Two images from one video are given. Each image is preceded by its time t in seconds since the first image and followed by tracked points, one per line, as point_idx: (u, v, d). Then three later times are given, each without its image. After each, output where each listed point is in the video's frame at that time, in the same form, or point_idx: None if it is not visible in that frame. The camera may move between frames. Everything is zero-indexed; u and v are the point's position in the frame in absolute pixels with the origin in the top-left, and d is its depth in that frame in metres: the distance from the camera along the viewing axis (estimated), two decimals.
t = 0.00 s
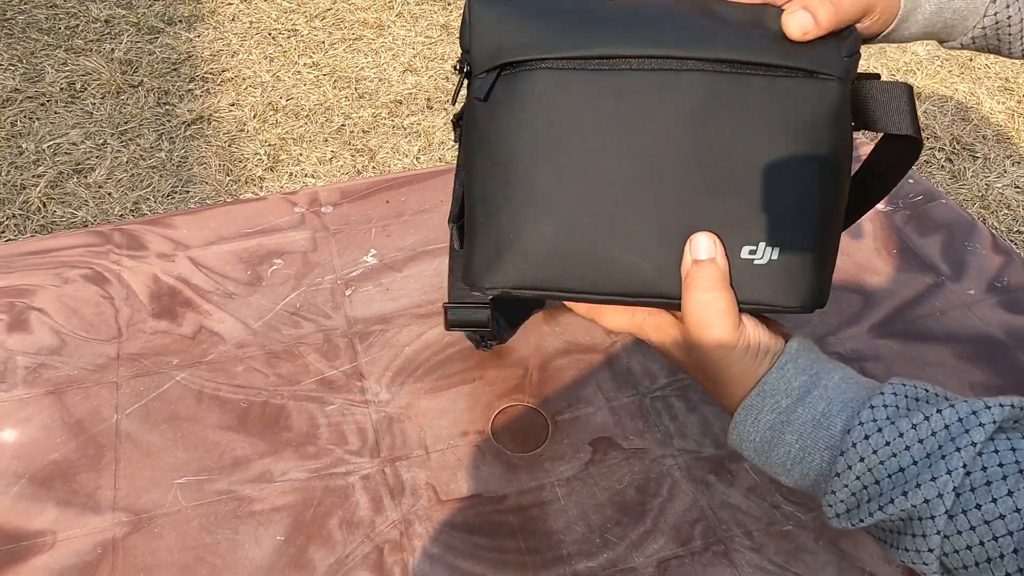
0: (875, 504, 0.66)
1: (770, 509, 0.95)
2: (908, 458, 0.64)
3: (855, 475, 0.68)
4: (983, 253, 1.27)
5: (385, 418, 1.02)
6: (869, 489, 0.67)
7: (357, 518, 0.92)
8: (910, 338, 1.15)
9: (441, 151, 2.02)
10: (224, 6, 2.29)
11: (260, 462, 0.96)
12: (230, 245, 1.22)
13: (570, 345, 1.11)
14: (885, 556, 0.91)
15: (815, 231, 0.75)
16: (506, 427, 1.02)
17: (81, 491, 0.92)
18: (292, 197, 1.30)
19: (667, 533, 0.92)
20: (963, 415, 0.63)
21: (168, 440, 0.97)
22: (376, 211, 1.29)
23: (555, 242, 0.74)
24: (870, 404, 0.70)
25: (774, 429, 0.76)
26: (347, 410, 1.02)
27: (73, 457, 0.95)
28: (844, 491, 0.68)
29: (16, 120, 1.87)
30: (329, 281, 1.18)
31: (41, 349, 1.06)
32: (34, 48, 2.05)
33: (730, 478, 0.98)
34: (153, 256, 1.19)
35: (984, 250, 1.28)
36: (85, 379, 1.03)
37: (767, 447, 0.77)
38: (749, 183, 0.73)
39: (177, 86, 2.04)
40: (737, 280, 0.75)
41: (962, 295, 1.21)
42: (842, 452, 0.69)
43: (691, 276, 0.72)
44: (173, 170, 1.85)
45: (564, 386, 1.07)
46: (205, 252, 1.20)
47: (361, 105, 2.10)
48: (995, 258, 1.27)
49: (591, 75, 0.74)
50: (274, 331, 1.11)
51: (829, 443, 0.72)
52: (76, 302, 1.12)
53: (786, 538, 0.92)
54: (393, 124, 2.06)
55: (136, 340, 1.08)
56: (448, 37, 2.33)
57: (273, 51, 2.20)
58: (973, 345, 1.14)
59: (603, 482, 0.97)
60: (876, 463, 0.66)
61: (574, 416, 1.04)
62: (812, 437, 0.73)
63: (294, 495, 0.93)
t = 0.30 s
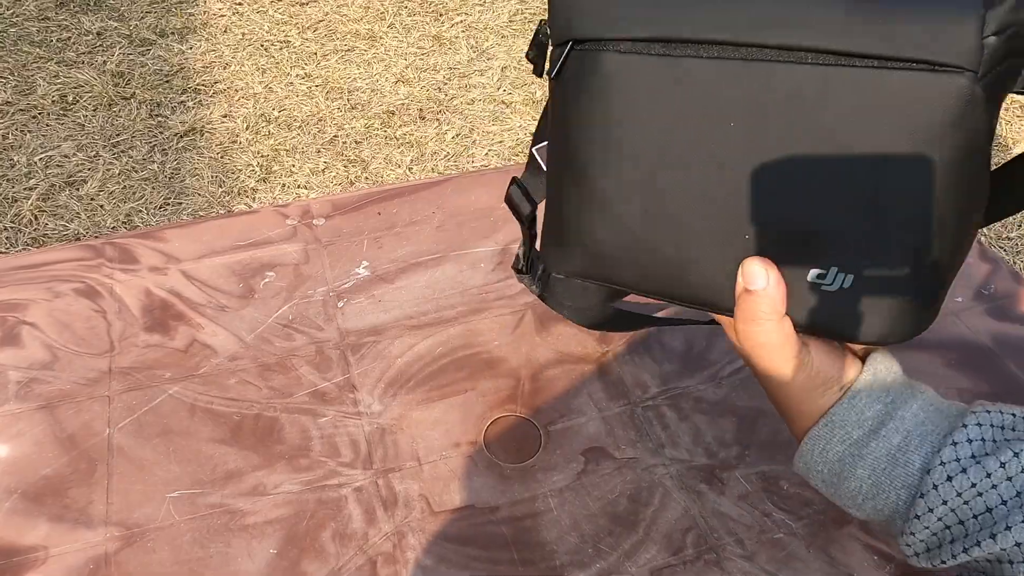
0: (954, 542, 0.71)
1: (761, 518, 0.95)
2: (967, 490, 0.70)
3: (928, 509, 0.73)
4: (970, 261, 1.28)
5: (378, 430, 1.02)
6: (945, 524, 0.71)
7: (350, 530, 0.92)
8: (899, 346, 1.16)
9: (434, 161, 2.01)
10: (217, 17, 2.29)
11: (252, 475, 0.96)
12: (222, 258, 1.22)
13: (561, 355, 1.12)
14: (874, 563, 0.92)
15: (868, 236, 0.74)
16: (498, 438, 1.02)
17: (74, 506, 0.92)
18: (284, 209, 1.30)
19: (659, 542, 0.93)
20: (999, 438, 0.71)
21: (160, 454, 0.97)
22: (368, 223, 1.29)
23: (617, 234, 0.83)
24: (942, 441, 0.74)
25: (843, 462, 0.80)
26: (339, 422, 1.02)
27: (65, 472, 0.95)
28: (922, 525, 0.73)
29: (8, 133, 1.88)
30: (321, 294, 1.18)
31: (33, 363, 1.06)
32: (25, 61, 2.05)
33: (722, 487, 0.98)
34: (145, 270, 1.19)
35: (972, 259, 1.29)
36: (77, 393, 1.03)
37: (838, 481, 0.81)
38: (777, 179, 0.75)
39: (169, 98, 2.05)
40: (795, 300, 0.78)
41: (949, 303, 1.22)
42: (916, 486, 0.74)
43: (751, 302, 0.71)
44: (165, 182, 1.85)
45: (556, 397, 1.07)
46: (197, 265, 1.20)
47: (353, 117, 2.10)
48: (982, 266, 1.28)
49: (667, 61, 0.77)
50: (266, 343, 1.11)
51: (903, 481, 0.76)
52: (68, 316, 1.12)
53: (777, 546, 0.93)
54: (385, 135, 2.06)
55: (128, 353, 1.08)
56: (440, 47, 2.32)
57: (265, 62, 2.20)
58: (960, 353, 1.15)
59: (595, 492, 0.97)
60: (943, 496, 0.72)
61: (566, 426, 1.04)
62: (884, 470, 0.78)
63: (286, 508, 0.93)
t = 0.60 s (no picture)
0: (897, 551, 0.61)
1: (715, 524, 1.01)
2: (938, 506, 0.58)
3: (892, 525, 0.61)
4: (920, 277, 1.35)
5: (352, 444, 1.07)
6: (891, 536, 0.61)
7: (325, 540, 0.97)
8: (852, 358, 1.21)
9: (417, 177, 2.02)
10: (203, 36, 2.33)
11: (231, 488, 1.01)
12: (204, 279, 1.26)
13: (529, 370, 1.17)
14: (821, 565, 0.97)
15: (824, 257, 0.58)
16: (467, 451, 1.07)
17: (60, 520, 0.97)
18: (264, 231, 1.35)
19: (618, 548, 0.98)
20: (1001, 461, 0.57)
21: (143, 470, 1.02)
22: (345, 245, 1.34)
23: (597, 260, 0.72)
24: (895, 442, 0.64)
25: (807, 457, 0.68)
26: (315, 437, 1.07)
27: (51, 488, 1.00)
28: (865, 533, 0.63)
29: None
30: (299, 313, 1.23)
31: (20, 383, 1.11)
32: (14, 80, 2.10)
33: (678, 495, 1.04)
34: (129, 291, 1.23)
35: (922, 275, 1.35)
36: (64, 412, 1.08)
37: (788, 485, 0.69)
38: (769, 195, 0.55)
39: (156, 116, 2.09)
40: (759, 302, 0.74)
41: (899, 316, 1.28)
42: (865, 489, 0.64)
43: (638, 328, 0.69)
44: (152, 200, 1.89)
45: (522, 410, 1.12)
46: (180, 285, 1.25)
47: (339, 133, 2.12)
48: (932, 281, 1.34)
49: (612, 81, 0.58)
50: (246, 362, 1.16)
51: (852, 486, 0.65)
52: (54, 338, 1.16)
53: (730, 550, 0.98)
54: (370, 150, 2.08)
55: (113, 373, 1.13)
56: (424, 64, 2.34)
57: (252, 80, 2.23)
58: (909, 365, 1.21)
59: (558, 501, 1.02)
60: (901, 509, 0.60)
61: (532, 438, 1.09)
62: (846, 474, 0.66)
63: (263, 519, 0.98)
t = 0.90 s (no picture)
0: (835, 447, 0.63)
1: (669, 527, 1.06)
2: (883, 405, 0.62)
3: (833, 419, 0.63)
4: (872, 288, 1.40)
5: (323, 455, 1.12)
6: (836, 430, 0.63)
7: (296, 547, 1.02)
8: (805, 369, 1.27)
9: (400, 192, 2.08)
10: (189, 53, 2.36)
11: (206, 498, 1.05)
12: (183, 297, 1.31)
13: (495, 383, 1.22)
14: (770, 565, 1.02)
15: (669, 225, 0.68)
16: (434, 461, 1.12)
17: (40, 531, 1.01)
18: (242, 250, 1.40)
19: (576, 551, 1.03)
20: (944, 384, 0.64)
21: (121, 482, 1.06)
22: (321, 263, 1.39)
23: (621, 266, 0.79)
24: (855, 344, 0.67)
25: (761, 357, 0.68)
26: (288, 448, 1.12)
27: (32, 500, 1.04)
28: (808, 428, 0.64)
29: None
30: (274, 330, 1.28)
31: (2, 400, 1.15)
32: None
33: (635, 500, 1.09)
34: (109, 310, 1.28)
35: (874, 286, 1.41)
36: (45, 427, 1.12)
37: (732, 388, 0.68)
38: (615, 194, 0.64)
39: (141, 133, 2.12)
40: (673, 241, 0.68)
41: (851, 327, 1.34)
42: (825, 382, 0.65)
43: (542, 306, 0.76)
44: (137, 216, 1.93)
45: (488, 422, 1.17)
46: (159, 304, 1.30)
47: (322, 149, 2.17)
48: (883, 292, 1.40)
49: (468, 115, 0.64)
50: (223, 377, 1.20)
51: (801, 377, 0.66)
52: (36, 356, 1.21)
53: (682, 552, 1.03)
54: (353, 166, 2.13)
55: (93, 389, 1.17)
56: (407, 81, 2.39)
57: (236, 97, 2.26)
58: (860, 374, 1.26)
59: (520, 507, 1.07)
60: (853, 402, 0.63)
61: (497, 447, 1.14)
62: (797, 372, 0.67)
63: (237, 528, 1.02)
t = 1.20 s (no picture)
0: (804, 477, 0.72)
1: (649, 534, 1.09)
2: (847, 439, 0.71)
3: (797, 451, 0.73)
4: (845, 300, 1.45)
5: (312, 468, 1.14)
6: (801, 462, 0.72)
7: (285, 558, 1.04)
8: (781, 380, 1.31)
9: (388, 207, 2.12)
10: (178, 70, 2.39)
11: (197, 511, 1.08)
12: (174, 314, 1.34)
13: (480, 396, 1.25)
14: (745, 571, 1.06)
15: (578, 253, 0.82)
16: (420, 472, 1.15)
17: (34, 545, 1.03)
18: (231, 267, 1.43)
19: (559, 559, 1.06)
20: (904, 410, 0.71)
21: (114, 496, 1.09)
22: (309, 280, 1.42)
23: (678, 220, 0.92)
24: (818, 380, 0.76)
25: (723, 391, 0.82)
26: (278, 462, 1.14)
27: (26, 515, 1.06)
28: (778, 460, 0.74)
29: None
30: (264, 345, 1.31)
31: None
32: None
33: (616, 509, 1.12)
34: (101, 327, 1.30)
35: (848, 298, 1.45)
36: (38, 443, 1.14)
37: (703, 418, 0.82)
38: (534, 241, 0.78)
39: (131, 150, 2.15)
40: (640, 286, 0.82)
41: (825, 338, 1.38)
42: (787, 419, 0.75)
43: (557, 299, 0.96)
44: (127, 233, 1.95)
45: (473, 434, 1.20)
46: (150, 321, 1.32)
47: (311, 164, 2.19)
48: (856, 304, 1.44)
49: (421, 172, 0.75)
50: (213, 392, 1.23)
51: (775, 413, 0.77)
52: (29, 373, 1.23)
53: (661, 558, 1.07)
54: (342, 182, 2.16)
55: (85, 405, 1.19)
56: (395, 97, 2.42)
57: (226, 113, 2.29)
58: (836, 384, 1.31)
59: (504, 517, 1.10)
60: (817, 438, 0.72)
61: (482, 458, 1.17)
62: (759, 407, 0.79)
63: (228, 540, 1.05)
